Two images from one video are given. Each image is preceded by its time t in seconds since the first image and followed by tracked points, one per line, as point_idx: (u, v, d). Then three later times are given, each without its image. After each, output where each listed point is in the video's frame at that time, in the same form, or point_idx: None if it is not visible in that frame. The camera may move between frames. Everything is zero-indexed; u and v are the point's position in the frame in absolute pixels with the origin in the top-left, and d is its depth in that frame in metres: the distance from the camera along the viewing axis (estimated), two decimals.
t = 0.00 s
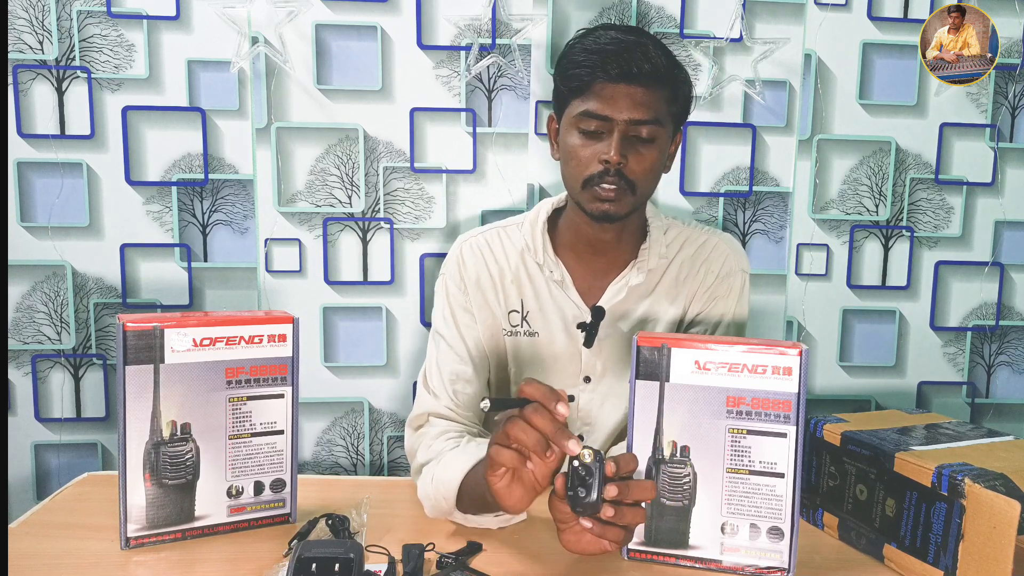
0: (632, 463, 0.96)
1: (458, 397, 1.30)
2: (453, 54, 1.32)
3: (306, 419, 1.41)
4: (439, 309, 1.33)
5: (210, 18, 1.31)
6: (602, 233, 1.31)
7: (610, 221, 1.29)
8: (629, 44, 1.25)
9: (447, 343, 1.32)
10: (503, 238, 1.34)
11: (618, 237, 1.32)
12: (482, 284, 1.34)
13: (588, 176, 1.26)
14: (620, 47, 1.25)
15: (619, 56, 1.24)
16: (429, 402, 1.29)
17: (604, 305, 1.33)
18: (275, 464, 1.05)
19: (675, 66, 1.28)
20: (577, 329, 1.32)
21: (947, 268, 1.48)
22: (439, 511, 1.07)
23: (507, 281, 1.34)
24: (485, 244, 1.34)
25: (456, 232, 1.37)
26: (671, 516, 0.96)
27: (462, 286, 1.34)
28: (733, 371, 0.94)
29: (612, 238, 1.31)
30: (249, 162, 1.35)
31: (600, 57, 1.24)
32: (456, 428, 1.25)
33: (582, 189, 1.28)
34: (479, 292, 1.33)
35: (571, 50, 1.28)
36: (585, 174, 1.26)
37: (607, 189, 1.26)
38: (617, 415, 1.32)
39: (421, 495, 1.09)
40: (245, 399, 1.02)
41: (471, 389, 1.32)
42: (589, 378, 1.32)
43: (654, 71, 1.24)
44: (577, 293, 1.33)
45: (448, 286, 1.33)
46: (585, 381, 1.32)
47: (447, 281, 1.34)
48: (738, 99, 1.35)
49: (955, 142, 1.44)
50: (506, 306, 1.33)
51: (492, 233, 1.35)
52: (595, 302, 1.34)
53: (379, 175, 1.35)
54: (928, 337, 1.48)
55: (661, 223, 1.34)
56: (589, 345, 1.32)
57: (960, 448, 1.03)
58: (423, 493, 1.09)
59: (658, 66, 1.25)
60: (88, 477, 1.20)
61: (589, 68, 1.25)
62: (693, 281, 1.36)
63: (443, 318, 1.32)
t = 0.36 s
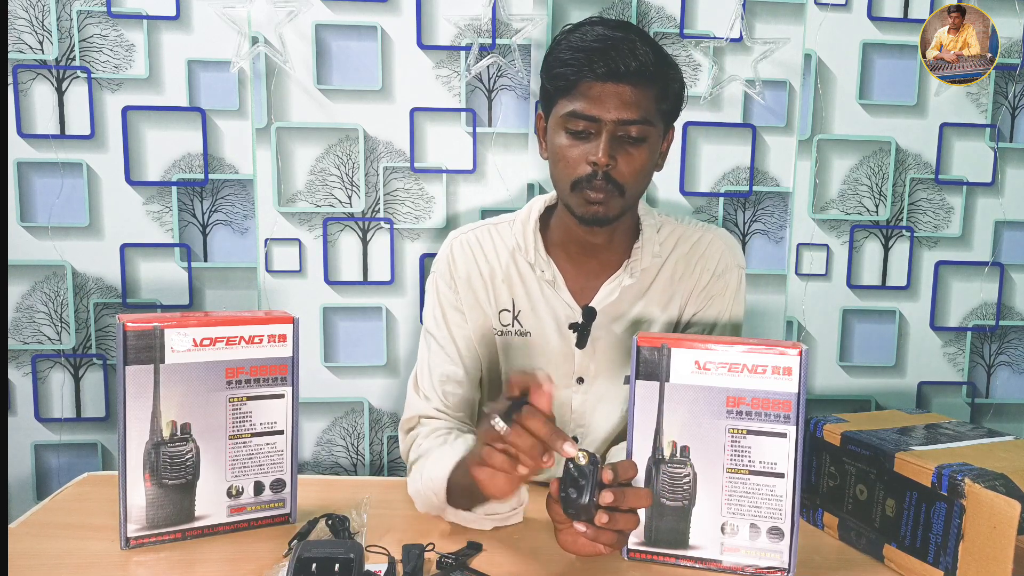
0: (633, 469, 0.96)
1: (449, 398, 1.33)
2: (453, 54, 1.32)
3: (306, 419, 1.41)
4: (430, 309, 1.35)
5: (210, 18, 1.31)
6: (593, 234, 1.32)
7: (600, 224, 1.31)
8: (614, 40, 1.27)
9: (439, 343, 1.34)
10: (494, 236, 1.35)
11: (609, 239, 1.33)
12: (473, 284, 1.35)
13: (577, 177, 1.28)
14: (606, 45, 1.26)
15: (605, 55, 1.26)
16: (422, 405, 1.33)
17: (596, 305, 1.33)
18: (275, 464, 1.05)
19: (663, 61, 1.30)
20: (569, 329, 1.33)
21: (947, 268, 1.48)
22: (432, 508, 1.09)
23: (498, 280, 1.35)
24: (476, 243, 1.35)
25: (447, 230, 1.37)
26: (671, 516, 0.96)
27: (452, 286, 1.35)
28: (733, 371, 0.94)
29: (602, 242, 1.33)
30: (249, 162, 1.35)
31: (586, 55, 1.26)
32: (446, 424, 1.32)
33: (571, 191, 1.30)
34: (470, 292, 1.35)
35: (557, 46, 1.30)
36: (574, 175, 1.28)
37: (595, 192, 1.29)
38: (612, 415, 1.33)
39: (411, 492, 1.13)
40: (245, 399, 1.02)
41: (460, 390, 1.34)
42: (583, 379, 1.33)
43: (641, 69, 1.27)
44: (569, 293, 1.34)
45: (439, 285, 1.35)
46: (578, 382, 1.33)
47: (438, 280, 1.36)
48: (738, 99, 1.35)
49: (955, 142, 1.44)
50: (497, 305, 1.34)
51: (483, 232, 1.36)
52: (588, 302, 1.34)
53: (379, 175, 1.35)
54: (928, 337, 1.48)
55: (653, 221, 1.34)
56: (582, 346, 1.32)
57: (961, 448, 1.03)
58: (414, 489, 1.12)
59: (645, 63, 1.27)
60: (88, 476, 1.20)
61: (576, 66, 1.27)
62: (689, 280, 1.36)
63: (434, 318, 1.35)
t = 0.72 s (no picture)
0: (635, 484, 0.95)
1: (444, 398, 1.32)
2: (453, 53, 1.32)
3: (306, 419, 1.41)
4: (428, 311, 1.36)
5: (210, 18, 1.31)
6: (592, 234, 1.32)
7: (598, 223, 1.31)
8: (622, 38, 1.25)
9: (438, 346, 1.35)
10: (491, 236, 1.35)
11: (608, 239, 1.33)
12: (471, 284, 1.36)
13: (577, 175, 1.28)
14: (613, 43, 1.25)
15: (612, 53, 1.25)
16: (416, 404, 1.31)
17: (595, 304, 1.34)
18: (275, 464, 1.05)
19: (670, 63, 1.29)
20: (568, 329, 1.33)
21: (947, 268, 1.48)
22: (424, 477, 1.24)
23: (495, 281, 1.35)
24: (473, 243, 1.36)
25: (446, 230, 1.36)
26: (671, 516, 0.96)
27: (450, 287, 1.36)
28: (733, 371, 0.94)
29: (602, 240, 1.33)
30: (249, 162, 1.35)
31: (592, 52, 1.25)
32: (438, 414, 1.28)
33: (572, 188, 1.29)
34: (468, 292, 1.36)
35: (564, 42, 1.28)
36: (575, 172, 1.28)
37: (596, 189, 1.28)
38: (611, 415, 1.33)
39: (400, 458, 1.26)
40: (246, 399, 1.02)
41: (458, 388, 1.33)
42: (582, 379, 1.33)
43: (648, 69, 1.25)
44: (568, 293, 1.35)
45: (436, 286, 1.36)
46: (578, 383, 1.33)
47: (436, 280, 1.36)
48: (738, 99, 1.35)
49: (955, 142, 1.44)
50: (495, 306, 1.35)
51: (480, 232, 1.36)
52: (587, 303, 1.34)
53: (379, 175, 1.35)
54: (928, 337, 1.48)
55: (652, 221, 1.35)
56: (582, 346, 1.33)
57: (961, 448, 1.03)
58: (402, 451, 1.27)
59: (652, 64, 1.26)
60: (88, 476, 1.20)
61: (582, 62, 1.25)
62: (688, 280, 1.37)
63: (433, 321, 1.35)
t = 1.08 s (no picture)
0: (633, 487, 0.93)
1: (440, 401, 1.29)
2: (453, 54, 1.32)
3: (306, 419, 1.41)
4: (428, 311, 1.34)
5: (211, 18, 1.31)
6: (592, 238, 1.29)
7: (597, 228, 1.25)
8: (629, 43, 1.20)
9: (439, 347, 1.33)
10: (492, 237, 1.34)
11: (609, 242, 1.30)
12: (472, 284, 1.35)
13: (578, 179, 1.22)
14: (619, 48, 1.20)
15: (617, 57, 1.19)
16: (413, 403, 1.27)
17: (597, 306, 1.32)
18: (276, 464, 1.05)
19: (676, 70, 1.23)
20: (569, 331, 1.32)
21: (947, 268, 1.48)
22: (420, 480, 1.14)
23: (497, 281, 1.34)
24: (474, 243, 1.35)
25: (447, 229, 1.37)
26: (671, 516, 0.96)
27: (450, 287, 1.34)
28: (733, 371, 0.94)
29: (602, 244, 1.30)
30: (249, 162, 1.35)
31: (598, 56, 1.19)
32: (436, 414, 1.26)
33: (571, 191, 1.24)
34: (469, 292, 1.35)
35: (568, 46, 1.24)
36: (575, 177, 1.22)
37: (595, 195, 1.22)
38: (612, 416, 1.32)
39: (398, 463, 1.16)
40: (246, 399, 1.02)
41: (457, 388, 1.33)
42: (583, 380, 1.32)
43: (653, 75, 1.19)
44: (569, 294, 1.33)
45: (436, 286, 1.34)
46: (579, 384, 1.32)
47: (436, 280, 1.34)
48: (738, 99, 1.35)
49: (955, 142, 1.44)
50: (497, 307, 1.34)
51: (481, 232, 1.35)
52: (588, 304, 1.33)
53: (379, 175, 1.35)
54: (927, 338, 1.48)
55: (653, 221, 1.34)
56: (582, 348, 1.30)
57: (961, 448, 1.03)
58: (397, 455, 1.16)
59: (657, 70, 1.20)
60: (88, 476, 1.20)
61: (586, 67, 1.20)
62: (688, 280, 1.36)
63: (432, 321, 1.34)
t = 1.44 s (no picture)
0: (628, 481, 0.94)
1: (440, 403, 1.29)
2: (453, 54, 1.32)
3: (306, 419, 1.41)
4: (428, 310, 1.35)
5: (210, 18, 1.31)
6: (593, 240, 1.29)
7: (598, 230, 1.25)
8: (633, 47, 1.19)
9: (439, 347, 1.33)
10: (493, 236, 1.34)
11: (609, 244, 1.29)
12: (472, 285, 1.34)
13: (578, 182, 1.22)
14: (622, 51, 1.18)
15: (620, 61, 1.18)
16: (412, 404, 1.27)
17: (598, 307, 1.32)
18: (276, 464, 1.05)
19: (678, 74, 1.22)
20: (570, 332, 1.31)
21: (947, 268, 1.48)
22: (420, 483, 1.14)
23: (497, 281, 1.34)
24: (475, 242, 1.35)
25: (446, 229, 1.37)
26: (671, 516, 0.96)
27: (451, 287, 1.34)
28: (733, 371, 0.94)
29: (603, 246, 1.30)
30: (249, 162, 1.35)
31: (600, 60, 1.18)
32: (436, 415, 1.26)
33: (572, 195, 1.24)
34: (470, 292, 1.34)
35: (573, 49, 1.23)
36: (576, 180, 1.22)
37: (596, 198, 1.22)
38: (612, 417, 1.32)
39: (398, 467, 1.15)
40: (246, 399, 1.02)
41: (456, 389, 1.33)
42: (584, 381, 1.32)
43: (656, 80, 1.19)
44: (571, 295, 1.32)
45: (437, 287, 1.34)
46: (579, 385, 1.32)
47: (436, 280, 1.34)
48: (738, 99, 1.35)
49: (955, 142, 1.44)
50: (497, 307, 1.34)
51: (482, 232, 1.35)
52: (589, 305, 1.33)
53: (379, 175, 1.35)
54: (927, 338, 1.48)
55: (653, 222, 1.34)
56: (582, 349, 1.31)
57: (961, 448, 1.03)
58: (396, 460, 1.15)
59: (659, 75, 1.19)
60: (88, 476, 1.20)
61: (588, 71, 1.19)
62: (689, 281, 1.36)
63: (433, 321, 1.34)
